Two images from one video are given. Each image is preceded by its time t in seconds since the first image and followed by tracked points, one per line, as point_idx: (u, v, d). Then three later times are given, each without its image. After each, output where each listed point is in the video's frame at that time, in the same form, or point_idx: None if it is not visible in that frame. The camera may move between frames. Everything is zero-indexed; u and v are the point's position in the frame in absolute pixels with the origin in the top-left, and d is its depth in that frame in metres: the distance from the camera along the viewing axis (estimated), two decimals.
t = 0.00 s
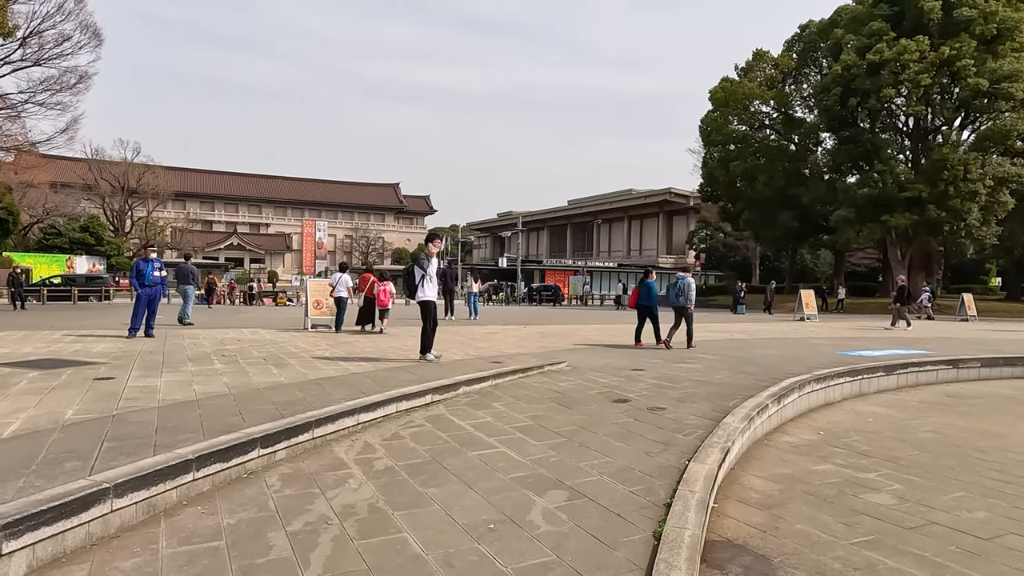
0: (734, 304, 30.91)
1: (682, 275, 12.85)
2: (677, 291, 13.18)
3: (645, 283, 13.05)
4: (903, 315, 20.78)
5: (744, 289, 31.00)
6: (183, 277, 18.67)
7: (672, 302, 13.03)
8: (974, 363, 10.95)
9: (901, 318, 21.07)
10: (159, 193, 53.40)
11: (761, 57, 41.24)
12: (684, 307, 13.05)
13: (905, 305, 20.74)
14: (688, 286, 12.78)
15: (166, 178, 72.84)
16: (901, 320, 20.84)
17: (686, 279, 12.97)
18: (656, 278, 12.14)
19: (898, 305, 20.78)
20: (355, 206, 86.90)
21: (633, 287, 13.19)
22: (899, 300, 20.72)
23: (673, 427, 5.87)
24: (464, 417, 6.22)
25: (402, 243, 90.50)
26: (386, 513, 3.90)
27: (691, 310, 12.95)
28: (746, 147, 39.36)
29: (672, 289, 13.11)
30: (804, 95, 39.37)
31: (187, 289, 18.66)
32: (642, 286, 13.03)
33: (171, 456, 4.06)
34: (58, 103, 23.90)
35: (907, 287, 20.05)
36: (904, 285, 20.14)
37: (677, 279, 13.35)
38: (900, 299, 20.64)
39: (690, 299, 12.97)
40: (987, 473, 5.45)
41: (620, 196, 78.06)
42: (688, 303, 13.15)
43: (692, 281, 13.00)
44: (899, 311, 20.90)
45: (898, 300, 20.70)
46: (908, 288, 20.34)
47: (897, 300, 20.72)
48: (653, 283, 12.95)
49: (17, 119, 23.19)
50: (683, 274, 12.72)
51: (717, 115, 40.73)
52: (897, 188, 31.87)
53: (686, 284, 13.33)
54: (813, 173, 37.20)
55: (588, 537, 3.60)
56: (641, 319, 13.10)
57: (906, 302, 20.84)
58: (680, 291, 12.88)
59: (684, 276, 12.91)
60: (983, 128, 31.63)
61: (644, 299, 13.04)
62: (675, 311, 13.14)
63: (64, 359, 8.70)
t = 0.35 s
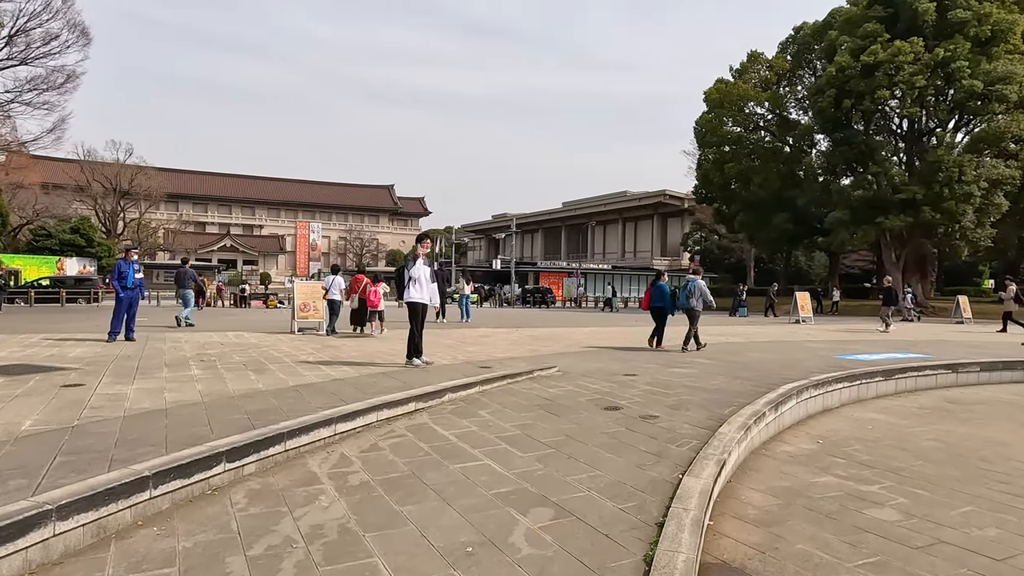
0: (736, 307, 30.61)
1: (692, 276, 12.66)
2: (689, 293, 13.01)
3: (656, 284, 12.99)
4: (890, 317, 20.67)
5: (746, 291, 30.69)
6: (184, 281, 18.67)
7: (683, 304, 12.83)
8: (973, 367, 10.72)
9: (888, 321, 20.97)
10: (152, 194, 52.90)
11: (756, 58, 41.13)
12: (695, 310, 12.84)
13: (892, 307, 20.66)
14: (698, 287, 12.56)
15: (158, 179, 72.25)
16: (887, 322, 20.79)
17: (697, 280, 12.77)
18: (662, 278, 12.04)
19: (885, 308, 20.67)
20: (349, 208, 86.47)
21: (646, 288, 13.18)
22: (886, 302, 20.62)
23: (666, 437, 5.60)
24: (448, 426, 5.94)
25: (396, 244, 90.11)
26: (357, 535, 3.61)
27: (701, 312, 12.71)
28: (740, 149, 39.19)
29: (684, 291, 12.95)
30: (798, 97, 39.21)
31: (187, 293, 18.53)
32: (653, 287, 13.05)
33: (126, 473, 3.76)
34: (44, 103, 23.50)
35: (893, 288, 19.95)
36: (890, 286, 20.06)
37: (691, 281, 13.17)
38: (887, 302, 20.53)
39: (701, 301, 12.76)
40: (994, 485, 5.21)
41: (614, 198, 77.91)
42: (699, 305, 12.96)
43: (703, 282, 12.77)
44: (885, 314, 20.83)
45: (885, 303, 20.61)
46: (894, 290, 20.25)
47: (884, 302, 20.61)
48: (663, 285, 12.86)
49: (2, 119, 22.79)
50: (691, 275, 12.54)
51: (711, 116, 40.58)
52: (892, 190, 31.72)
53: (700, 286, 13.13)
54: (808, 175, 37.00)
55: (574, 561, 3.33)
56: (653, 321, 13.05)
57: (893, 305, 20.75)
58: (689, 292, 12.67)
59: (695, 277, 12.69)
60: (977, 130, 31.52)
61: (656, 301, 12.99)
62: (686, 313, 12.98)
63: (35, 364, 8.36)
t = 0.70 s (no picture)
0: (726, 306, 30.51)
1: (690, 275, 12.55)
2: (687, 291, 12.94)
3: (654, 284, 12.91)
4: (864, 316, 20.72)
5: (736, 290, 30.61)
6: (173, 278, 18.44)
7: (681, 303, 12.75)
8: (957, 366, 10.63)
9: (862, 321, 21.01)
10: (134, 192, 52.03)
11: (741, 58, 41.22)
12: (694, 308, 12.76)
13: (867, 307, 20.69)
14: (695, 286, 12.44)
15: (140, 177, 71.18)
16: (860, 322, 20.86)
17: (694, 279, 12.68)
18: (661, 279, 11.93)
19: (859, 307, 20.72)
20: (334, 206, 85.75)
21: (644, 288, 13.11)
22: (859, 301, 20.67)
23: (644, 440, 5.39)
24: (418, 430, 5.68)
25: (381, 243, 89.49)
26: (309, 552, 3.35)
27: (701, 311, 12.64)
28: (726, 148, 39.24)
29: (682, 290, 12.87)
30: (783, 96, 39.27)
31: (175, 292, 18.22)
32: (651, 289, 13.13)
33: (59, 484, 3.48)
34: (17, 97, 22.90)
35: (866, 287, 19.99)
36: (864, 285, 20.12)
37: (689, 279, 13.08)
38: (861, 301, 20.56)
39: (699, 300, 12.69)
40: (982, 490, 5.04)
41: (600, 197, 77.87)
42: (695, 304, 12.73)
43: (700, 281, 12.66)
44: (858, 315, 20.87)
45: (858, 301, 20.68)
46: (869, 290, 20.32)
47: (858, 301, 20.65)
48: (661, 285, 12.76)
49: None
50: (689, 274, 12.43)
51: (696, 115, 40.53)
52: (875, 189, 31.83)
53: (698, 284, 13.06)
54: (793, 174, 37.05)
55: None
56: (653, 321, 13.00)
57: (868, 303, 20.80)
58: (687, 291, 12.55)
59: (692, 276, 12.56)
60: (958, 130, 31.71)
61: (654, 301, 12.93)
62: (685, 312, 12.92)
63: None
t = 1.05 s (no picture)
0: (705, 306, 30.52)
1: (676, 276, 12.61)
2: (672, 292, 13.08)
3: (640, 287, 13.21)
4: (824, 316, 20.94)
5: (714, 290, 30.67)
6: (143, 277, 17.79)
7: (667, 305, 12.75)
8: (923, 367, 10.64)
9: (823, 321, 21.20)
10: (99, 190, 50.59)
11: (713, 59, 41.57)
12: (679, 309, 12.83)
13: (827, 308, 20.91)
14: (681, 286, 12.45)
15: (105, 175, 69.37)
16: (821, 322, 21.08)
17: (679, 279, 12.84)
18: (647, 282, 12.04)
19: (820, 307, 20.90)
20: (307, 205, 84.58)
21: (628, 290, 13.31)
22: (821, 300, 20.88)
23: (607, 448, 5.19)
24: (372, 439, 5.41)
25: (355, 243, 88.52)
26: None
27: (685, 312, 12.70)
28: (698, 150, 39.47)
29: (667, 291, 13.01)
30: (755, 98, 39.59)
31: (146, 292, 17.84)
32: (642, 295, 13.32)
33: None
34: None
35: (825, 287, 20.18)
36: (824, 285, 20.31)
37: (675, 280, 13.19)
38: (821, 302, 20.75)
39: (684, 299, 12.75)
40: (949, 496, 4.94)
41: (575, 197, 77.99)
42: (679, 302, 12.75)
43: (686, 282, 12.67)
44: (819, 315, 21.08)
45: (819, 301, 20.88)
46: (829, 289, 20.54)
47: (820, 301, 20.84)
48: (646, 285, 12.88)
49: None
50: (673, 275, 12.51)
51: (669, 116, 40.62)
52: (844, 191, 32.18)
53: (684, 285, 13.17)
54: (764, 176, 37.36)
55: None
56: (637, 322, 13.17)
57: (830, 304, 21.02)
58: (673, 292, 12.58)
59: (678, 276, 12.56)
60: (924, 133, 32.23)
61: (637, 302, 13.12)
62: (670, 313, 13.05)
63: None
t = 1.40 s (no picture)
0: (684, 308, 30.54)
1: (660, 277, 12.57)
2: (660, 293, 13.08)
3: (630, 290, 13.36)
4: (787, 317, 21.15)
5: (690, 291, 30.73)
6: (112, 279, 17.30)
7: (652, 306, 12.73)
8: (892, 368, 10.64)
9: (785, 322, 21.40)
10: (60, 188, 49.09)
11: (684, 62, 41.88)
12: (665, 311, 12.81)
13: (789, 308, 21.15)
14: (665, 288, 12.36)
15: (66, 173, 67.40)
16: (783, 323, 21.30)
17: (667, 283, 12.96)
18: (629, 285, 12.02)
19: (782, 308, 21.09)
20: (277, 205, 83.25)
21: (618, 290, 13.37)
22: (782, 301, 21.10)
23: (574, 455, 4.96)
24: (327, 448, 5.12)
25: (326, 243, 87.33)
26: None
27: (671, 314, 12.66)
28: (669, 151, 39.65)
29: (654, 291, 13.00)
30: (725, 101, 39.89)
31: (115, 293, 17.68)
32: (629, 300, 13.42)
33: None
34: None
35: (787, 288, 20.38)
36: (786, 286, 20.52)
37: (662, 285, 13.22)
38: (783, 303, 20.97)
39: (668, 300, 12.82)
40: (923, 501, 4.81)
41: (548, 199, 77.98)
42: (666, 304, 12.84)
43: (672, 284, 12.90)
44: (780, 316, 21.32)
45: (782, 302, 21.10)
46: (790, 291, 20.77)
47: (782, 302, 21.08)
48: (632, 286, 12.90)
49: None
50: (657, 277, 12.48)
51: (641, 118, 40.71)
52: (813, 193, 32.50)
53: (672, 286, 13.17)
54: (734, 178, 37.64)
55: None
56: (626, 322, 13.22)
57: (792, 305, 21.26)
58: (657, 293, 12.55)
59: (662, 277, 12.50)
60: (889, 137, 32.72)
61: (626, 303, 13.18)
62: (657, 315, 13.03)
63: None
